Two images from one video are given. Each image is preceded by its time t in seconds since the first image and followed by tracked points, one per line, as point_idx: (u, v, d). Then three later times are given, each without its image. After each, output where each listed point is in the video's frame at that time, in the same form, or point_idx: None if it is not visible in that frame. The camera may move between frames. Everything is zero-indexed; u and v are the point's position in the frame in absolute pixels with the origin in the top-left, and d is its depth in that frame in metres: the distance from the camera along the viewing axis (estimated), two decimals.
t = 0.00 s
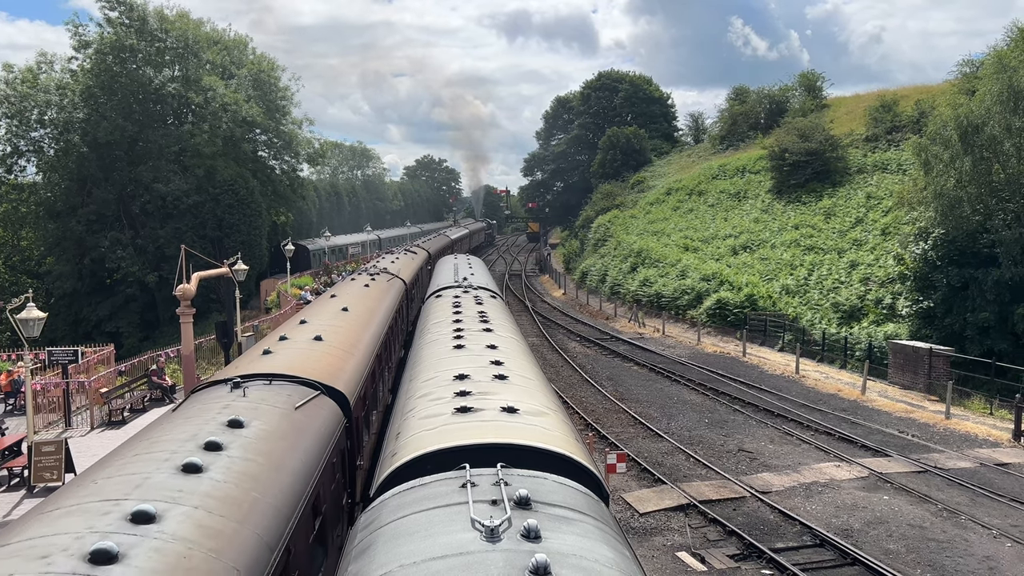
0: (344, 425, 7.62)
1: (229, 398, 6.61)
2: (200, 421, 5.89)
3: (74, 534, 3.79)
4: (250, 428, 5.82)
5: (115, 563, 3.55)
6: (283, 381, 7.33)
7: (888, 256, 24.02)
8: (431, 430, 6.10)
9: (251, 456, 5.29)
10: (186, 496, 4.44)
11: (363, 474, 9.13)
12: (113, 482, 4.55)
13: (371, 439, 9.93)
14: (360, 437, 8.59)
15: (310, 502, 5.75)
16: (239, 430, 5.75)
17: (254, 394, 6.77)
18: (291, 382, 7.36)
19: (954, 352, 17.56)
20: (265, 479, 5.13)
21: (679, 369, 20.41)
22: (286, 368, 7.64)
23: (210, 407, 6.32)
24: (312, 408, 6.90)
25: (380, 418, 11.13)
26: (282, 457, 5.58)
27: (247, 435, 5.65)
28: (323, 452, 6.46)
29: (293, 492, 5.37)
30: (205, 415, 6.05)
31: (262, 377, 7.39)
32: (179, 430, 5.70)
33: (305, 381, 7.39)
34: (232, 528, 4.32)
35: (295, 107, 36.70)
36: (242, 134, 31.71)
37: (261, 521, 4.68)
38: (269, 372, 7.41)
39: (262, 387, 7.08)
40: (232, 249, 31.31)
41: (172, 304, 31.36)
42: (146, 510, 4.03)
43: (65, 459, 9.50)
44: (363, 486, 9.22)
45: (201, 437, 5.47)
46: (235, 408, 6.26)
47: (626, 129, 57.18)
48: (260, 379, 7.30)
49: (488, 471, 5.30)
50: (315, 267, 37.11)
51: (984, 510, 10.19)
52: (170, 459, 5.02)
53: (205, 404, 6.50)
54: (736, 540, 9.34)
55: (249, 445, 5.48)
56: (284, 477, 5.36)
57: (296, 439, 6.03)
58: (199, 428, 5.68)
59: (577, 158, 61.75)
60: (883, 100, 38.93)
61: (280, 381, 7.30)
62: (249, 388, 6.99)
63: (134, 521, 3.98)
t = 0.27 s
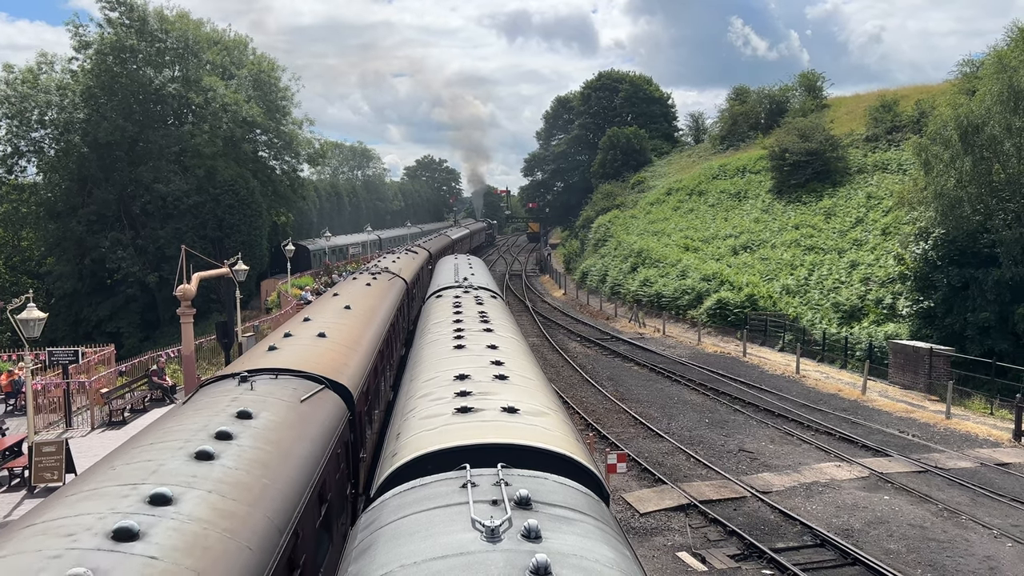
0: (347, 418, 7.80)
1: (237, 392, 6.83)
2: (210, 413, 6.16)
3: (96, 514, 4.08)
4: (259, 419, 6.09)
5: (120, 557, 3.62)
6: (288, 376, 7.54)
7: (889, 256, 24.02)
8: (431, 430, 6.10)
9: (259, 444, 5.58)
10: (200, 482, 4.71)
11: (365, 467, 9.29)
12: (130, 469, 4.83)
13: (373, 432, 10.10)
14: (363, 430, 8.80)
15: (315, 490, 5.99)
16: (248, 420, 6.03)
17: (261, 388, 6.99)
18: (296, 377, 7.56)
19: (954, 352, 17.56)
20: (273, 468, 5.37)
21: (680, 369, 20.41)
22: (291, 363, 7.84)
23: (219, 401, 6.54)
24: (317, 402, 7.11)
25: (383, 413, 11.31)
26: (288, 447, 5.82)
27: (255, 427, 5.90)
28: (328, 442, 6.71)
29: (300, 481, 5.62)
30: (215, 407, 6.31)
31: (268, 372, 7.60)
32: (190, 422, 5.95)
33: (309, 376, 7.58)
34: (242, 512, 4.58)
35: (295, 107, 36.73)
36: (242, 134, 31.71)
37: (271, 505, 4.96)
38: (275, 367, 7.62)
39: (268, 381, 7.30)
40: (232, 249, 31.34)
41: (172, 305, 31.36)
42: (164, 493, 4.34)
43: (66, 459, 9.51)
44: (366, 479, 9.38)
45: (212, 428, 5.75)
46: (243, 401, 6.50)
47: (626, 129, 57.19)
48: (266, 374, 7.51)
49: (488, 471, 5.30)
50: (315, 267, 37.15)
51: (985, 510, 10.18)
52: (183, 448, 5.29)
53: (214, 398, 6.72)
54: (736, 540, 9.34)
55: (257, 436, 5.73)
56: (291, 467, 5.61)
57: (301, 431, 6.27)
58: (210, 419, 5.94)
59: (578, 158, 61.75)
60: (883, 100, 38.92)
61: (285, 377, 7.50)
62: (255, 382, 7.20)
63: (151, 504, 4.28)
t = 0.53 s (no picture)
0: (351, 411, 7.96)
1: (244, 386, 7.00)
2: (219, 405, 6.35)
3: (117, 497, 4.32)
4: (267, 411, 6.27)
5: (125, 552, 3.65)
6: (294, 371, 7.70)
7: (889, 256, 24.01)
8: (432, 431, 6.10)
9: (268, 434, 5.77)
10: (213, 468, 4.93)
11: (369, 461, 9.44)
12: (145, 457, 5.05)
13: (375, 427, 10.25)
14: (366, 424, 8.95)
15: (322, 478, 6.18)
16: (257, 413, 6.20)
17: (268, 382, 7.17)
18: (302, 371, 7.72)
19: (955, 352, 17.56)
20: (282, 455, 5.58)
21: (680, 369, 20.39)
22: (295, 359, 7.99)
23: (227, 394, 6.72)
24: (321, 395, 7.29)
25: (385, 409, 11.46)
26: (296, 436, 6.02)
27: (264, 417, 6.10)
28: (333, 433, 6.90)
29: (308, 467, 5.82)
30: (224, 400, 6.49)
31: (274, 367, 7.76)
32: (201, 413, 6.17)
33: (313, 370, 7.74)
34: (254, 496, 4.80)
35: (295, 108, 36.75)
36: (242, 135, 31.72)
37: (281, 491, 5.16)
38: (281, 363, 7.77)
39: (275, 375, 7.46)
40: (233, 250, 31.36)
41: (173, 305, 31.36)
42: (179, 478, 4.55)
43: (66, 460, 9.51)
44: (368, 473, 9.50)
45: (222, 419, 5.93)
46: (251, 394, 6.68)
47: (626, 130, 57.20)
48: (272, 369, 7.67)
49: (489, 471, 5.31)
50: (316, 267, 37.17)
51: (986, 510, 10.18)
52: (195, 437, 5.49)
53: (222, 391, 6.91)
54: (736, 541, 9.34)
55: (266, 425, 5.93)
56: (299, 454, 5.81)
57: (308, 421, 6.48)
58: (219, 411, 6.12)
59: (578, 159, 61.77)
60: (883, 100, 38.93)
61: (290, 371, 7.66)
62: (262, 377, 7.37)
63: (168, 488, 4.50)
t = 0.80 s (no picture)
0: (355, 406, 8.15)
1: (252, 380, 7.21)
2: (229, 397, 6.58)
3: (135, 483, 4.54)
4: (275, 404, 6.48)
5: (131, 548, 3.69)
6: (300, 366, 7.89)
7: (889, 257, 24.01)
8: (432, 431, 6.11)
9: (277, 425, 5.98)
10: (225, 456, 5.14)
11: (370, 456, 9.58)
12: (160, 447, 5.28)
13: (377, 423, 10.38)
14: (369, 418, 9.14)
15: (327, 469, 6.39)
16: (265, 405, 6.41)
17: (275, 376, 7.36)
18: (308, 366, 7.92)
19: (955, 352, 17.57)
20: (290, 445, 5.79)
21: (681, 370, 20.38)
22: (301, 355, 8.18)
23: (235, 389, 6.89)
24: (326, 390, 7.47)
25: (387, 406, 11.63)
26: (303, 428, 6.23)
27: (271, 410, 6.31)
28: (339, 427, 7.12)
29: (312, 458, 5.99)
30: (234, 393, 6.70)
31: (280, 363, 7.95)
32: (211, 406, 6.37)
33: (317, 367, 7.88)
34: (265, 483, 5.03)
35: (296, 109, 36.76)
36: (243, 136, 31.72)
37: (289, 479, 5.37)
38: (287, 358, 7.95)
39: (281, 370, 7.65)
40: (233, 250, 31.38)
41: (173, 306, 31.36)
42: (194, 465, 4.77)
43: (67, 461, 9.51)
44: (370, 469, 9.62)
45: (231, 411, 6.13)
46: (259, 387, 6.89)
47: (627, 130, 57.23)
48: (279, 363, 7.86)
49: (489, 472, 5.32)
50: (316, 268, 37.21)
51: (986, 511, 10.17)
52: (206, 428, 5.71)
53: (230, 385, 7.11)
54: (737, 542, 9.33)
55: (274, 417, 6.14)
56: (305, 444, 6.02)
57: (314, 414, 6.68)
58: (229, 403, 6.33)
59: (578, 160, 61.80)
60: (884, 100, 38.94)
61: (296, 367, 7.81)
62: (269, 372, 7.56)
63: (183, 474, 4.74)
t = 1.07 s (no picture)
0: (358, 402, 8.50)
1: (258, 376, 7.58)
2: (237, 392, 6.93)
3: (152, 470, 4.86)
4: (281, 398, 6.84)
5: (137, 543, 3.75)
6: (305, 364, 8.25)
7: (890, 258, 24.00)
8: (432, 433, 6.10)
9: (284, 418, 6.33)
10: (236, 446, 5.47)
11: (373, 451, 9.88)
12: (175, 437, 5.63)
13: (379, 418, 10.68)
14: (371, 414, 9.48)
15: (332, 460, 6.73)
16: (271, 399, 6.76)
17: (281, 373, 7.72)
18: (312, 364, 8.28)
19: (955, 353, 17.58)
20: (297, 436, 6.13)
21: (681, 371, 20.37)
22: (304, 354, 8.53)
23: (242, 384, 7.25)
24: (330, 385, 7.85)
25: (389, 403, 11.97)
26: (309, 421, 6.57)
27: (278, 404, 6.65)
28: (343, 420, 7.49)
29: (319, 448, 6.37)
30: (242, 388, 7.05)
31: (285, 360, 8.30)
32: (220, 401, 6.70)
33: (322, 362, 8.36)
34: (274, 470, 5.36)
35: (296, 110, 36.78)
36: (243, 137, 31.74)
37: (297, 467, 5.71)
38: (291, 356, 8.30)
39: (286, 367, 8.02)
40: (233, 251, 31.40)
41: (173, 307, 31.37)
42: (206, 453, 5.08)
43: (67, 462, 9.52)
44: (372, 463, 9.90)
45: (240, 405, 6.49)
46: (266, 383, 7.27)
47: (627, 131, 57.27)
48: (284, 361, 8.22)
49: (490, 473, 5.32)
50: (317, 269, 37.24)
51: (987, 511, 10.18)
52: (217, 420, 6.06)
53: (238, 381, 7.47)
54: (737, 542, 9.34)
55: (281, 411, 6.48)
56: (311, 436, 6.36)
57: (319, 407, 7.03)
58: (237, 398, 6.69)
59: (578, 160, 61.82)
60: (884, 101, 38.95)
61: (300, 364, 8.20)
62: (275, 368, 7.92)
63: (197, 461, 5.06)
